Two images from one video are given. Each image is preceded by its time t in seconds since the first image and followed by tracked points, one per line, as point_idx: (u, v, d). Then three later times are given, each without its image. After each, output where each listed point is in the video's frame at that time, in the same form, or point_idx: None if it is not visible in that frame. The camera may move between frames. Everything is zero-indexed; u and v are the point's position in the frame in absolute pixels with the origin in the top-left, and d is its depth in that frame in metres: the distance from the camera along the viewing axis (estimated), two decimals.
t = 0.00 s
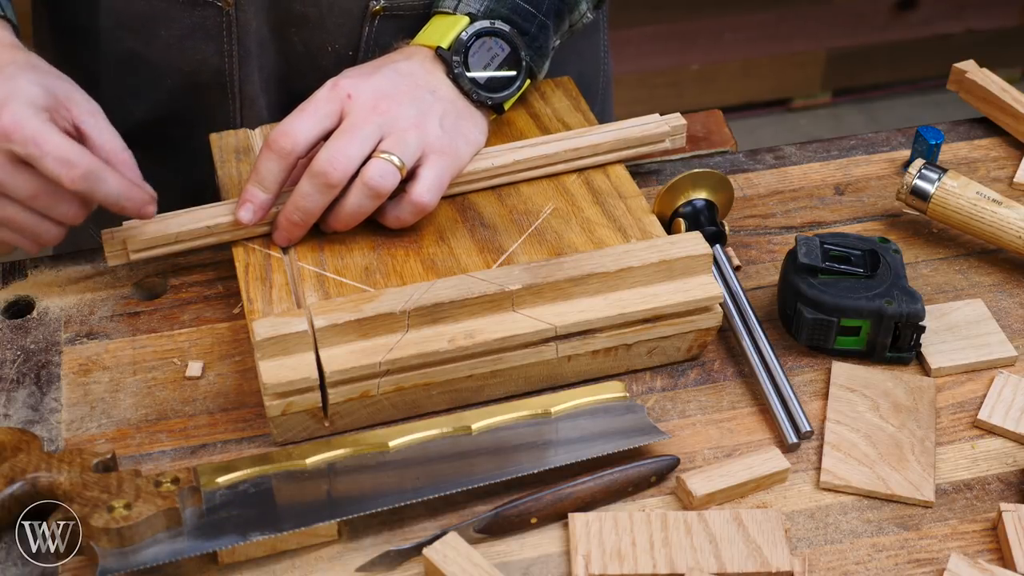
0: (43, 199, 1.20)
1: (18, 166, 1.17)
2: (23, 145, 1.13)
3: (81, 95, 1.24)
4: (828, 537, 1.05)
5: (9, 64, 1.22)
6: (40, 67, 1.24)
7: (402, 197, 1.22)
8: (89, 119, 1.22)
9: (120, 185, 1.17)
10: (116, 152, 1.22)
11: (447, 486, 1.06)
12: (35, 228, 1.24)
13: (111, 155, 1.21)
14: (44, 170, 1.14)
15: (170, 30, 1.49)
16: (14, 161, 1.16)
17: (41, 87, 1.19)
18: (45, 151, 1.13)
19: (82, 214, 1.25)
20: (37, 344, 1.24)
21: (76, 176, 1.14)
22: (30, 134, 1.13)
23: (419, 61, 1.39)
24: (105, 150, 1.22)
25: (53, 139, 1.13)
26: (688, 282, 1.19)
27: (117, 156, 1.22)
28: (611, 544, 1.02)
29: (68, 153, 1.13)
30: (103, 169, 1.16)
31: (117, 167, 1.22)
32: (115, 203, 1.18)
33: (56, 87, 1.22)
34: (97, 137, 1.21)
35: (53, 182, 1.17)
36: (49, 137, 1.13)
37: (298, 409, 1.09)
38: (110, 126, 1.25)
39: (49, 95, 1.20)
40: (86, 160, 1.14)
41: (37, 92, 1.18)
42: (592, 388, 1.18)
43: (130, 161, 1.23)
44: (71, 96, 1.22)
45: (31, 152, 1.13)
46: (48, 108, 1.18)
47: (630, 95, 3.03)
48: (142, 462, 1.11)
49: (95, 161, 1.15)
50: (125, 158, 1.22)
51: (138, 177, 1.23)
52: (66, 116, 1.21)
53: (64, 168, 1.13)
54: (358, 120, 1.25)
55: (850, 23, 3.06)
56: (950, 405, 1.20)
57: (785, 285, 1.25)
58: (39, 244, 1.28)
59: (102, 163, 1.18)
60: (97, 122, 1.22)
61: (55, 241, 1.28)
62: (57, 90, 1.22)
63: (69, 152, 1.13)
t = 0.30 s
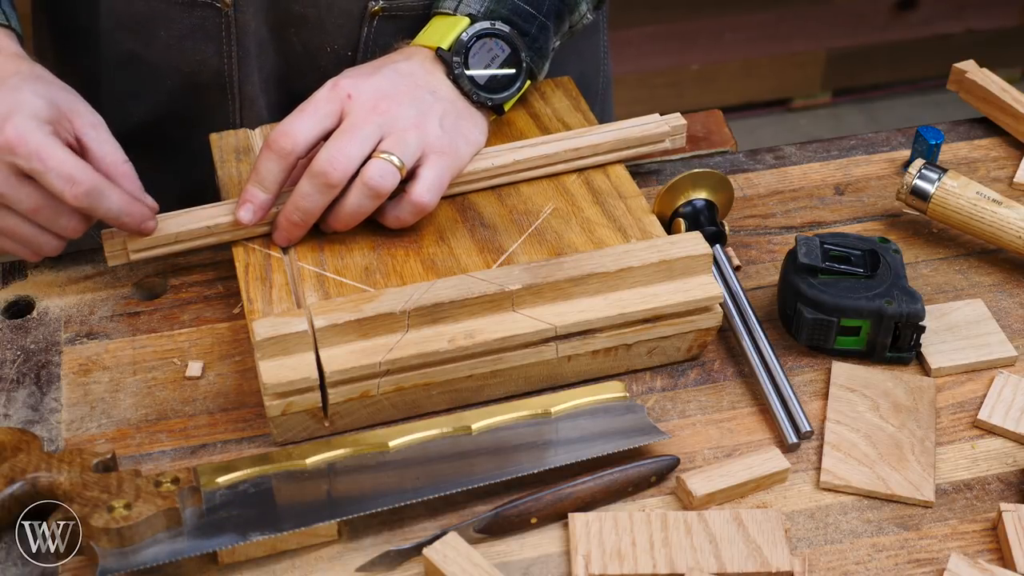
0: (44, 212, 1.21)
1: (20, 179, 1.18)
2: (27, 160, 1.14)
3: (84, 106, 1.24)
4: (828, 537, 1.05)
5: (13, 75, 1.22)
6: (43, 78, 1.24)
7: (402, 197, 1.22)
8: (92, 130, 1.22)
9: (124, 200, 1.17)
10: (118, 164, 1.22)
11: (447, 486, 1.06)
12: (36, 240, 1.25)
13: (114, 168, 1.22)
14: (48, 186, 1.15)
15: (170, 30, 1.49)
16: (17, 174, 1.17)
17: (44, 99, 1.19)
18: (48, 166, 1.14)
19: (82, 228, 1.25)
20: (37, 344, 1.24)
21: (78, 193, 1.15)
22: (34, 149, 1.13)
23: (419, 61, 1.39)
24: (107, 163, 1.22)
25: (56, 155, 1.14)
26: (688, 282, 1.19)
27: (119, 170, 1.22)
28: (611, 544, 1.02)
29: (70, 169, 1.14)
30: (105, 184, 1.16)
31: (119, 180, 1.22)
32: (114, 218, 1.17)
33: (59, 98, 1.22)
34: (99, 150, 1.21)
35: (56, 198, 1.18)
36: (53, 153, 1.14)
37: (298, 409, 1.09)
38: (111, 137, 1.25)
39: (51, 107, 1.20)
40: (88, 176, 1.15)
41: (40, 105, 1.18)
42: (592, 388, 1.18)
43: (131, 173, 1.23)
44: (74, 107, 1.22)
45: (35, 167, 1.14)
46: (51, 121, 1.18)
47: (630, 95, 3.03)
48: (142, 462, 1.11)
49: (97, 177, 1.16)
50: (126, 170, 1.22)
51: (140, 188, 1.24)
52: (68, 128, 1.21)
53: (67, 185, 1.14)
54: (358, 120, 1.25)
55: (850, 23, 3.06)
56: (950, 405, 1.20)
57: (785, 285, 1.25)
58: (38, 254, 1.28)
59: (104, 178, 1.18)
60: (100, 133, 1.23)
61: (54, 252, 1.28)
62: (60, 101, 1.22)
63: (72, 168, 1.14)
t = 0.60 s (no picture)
0: (42, 218, 1.22)
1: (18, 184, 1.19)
2: (22, 166, 1.14)
3: (86, 109, 1.24)
4: (828, 537, 1.05)
5: (14, 79, 1.22)
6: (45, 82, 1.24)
7: (402, 197, 1.22)
8: (91, 134, 1.22)
9: (119, 206, 1.16)
10: (118, 168, 1.22)
11: (447, 486, 1.06)
12: (36, 244, 1.26)
13: (113, 172, 1.21)
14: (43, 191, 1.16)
15: (170, 30, 1.49)
16: (14, 179, 1.18)
17: (44, 104, 1.20)
18: (42, 173, 1.14)
19: (80, 232, 1.25)
20: (37, 344, 1.24)
21: (72, 200, 1.15)
22: (28, 156, 1.14)
23: (419, 61, 1.39)
24: (107, 167, 1.22)
25: (51, 162, 1.14)
26: (687, 282, 1.19)
27: (118, 173, 1.22)
28: (611, 544, 1.02)
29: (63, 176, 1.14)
30: (99, 190, 1.16)
31: (117, 184, 1.22)
32: (108, 224, 1.17)
33: (60, 102, 1.22)
34: (98, 154, 1.21)
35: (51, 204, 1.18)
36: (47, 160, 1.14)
37: (298, 409, 1.09)
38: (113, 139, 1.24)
39: (51, 112, 1.20)
40: (82, 182, 1.15)
41: (39, 110, 1.19)
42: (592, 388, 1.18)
43: (130, 175, 1.23)
44: (74, 111, 1.22)
45: (30, 173, 1.14)
46: (49, 126, 1.18)
47: (630, 95, 3.03)
48: (142, 462, 1.11)
49: (91, 183, 1.15)
50: (125, 173, 1.22)
51: (140, 191, 1.23)
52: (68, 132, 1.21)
53: (61, 192, 1.14)
54: (358, 120, 1.25)
55: (850, 23, 3.06)
56: (950, 405, 1.20)
57: (785, 285, 1.25)
58: (41, 258, 1.29)
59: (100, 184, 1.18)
60: (100, 137, 1.22)
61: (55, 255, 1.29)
62: (60, 105, 1.22)
63: (66, 175, 1.14)
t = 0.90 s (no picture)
0: (39, 209, 1.23)
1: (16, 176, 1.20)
2: (16, 159, 1.16)
3: (87, 99, 1.24)
4: (828, 537, 1.05)
5: (15, 69, 1.23)
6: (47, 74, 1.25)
7: (402, 197, 1.22)
8: (90, 125, 1.22)
9: (110, 200, 1.17)
10: (116, 158, 1.22)
11: (447, 486, 1.06)
12: (35, 234, 1.28)
13: (111, 163, 1.22)
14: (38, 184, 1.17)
15: (170, 30, 1.49)
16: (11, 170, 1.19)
17: (44, 96, 1.21)
18: (35, 167, 1.15)
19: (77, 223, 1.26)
20: (37, 344, 1.24)
21: (63, 195, 1.16)
22: (22, 149, 1.15)
23: (419, 61, 1.39)
24: (105, 157, 1.22)
25: (44, 156, 1.15)
26: (688, 282, 1.19)
27: (115, 163, 1.22)
28: (611, 544, 1.02)
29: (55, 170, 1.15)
30: (91, 185, 1.16)
31: (116, 174, 1.22)
32: (102, 218, 1.17)
33: (60, 93, 1.23)
34: (96, 144, 1.22)
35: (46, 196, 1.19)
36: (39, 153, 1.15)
37: (298, 409, 1.09)
38: (114, 130, 1.24)
39: (50, 103, 1.21)
40: (74, 177, 1.16)
41: (38, 102, 1.20)
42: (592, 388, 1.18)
43: (129, 166, 1.23)
44: (74, 101, 1.23)
45: (24, 166, 1.16)
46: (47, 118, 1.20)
47: (630, 95, 3.03)
48: (142, 462, 1.11)
49: (82, 178, 1.16)
50: (123, 164, 1.22)
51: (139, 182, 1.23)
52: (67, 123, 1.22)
53: (52, 186, 1.16)
54: (358, 120, 1.25)
55: (850, 23, 3.06)
56: (950, 405, 1.20)
57: (785, 285, 1.25)
58: (43, 248, 1.31)
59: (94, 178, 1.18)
60: (99, 128, 1.23)
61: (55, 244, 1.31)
62: (60, 96, 1.22)
63: (58, 170, 1.15)
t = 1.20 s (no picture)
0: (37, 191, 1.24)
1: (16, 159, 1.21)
2: (10, 139, 1.17)
3: (88, 82, 1.25)
4: (828, 537, 1.05)
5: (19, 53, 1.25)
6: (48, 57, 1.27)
7: (402, 197, 1.22)
8: (90, 108, 1.22)
9: (98, 183, 1.20)
10: (117, 141, 1.22)
11: (447, 486, 1.06)
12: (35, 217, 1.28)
13: (111, 145, 1.22)
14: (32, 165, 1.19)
15: (170, 29, 1.49)
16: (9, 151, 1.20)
17: (44, 78, 1.21)
18: (25, 148, 1.17)
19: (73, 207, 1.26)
20: (37, 344, 1.24)
21: (49, 175, 1.17)
22: (14, 129, 1.16)
23: (419, 61, 1.39)
24: (105, 140, 1.22)
25: (36, 138, 1.16)
26: (688, 282, 1.19)
27: (116, 145, 1.22)
28: (611, 544, 1.02)
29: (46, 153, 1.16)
30: (81, 167, 1.19)
31: (116, 157, 1.22)
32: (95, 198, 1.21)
33: (61, 76, 1.23)
34: (96, 126, 1.22)
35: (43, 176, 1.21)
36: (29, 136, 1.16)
37: (298, 409, 1.09)
38: (116, 113, 1.25)
39: (51, 86, 1.22)
40: (64, 159, 1.18)
41: (37, 85, 1.20)
42: (592, 388, 1.18)
43: (132, 149, 1.23)
44: (75, 85, 1.23)
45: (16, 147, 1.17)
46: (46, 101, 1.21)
47: (630, 95, 3.03)
48: (142, 462, 1.11)
49: (71, 160, 1.18)
50: (126, 146, 1.22)
51: (139, 165, 1.23)
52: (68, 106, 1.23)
53: (42, 167, 1.17)
54: (358, 120, 1.25)
55: (851, 23, 3.06)
56: (950, 405, 1.20)
57: (785, 285, 1.25)
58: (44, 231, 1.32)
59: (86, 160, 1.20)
60: (99, 110, 1.23)
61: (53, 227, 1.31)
62: (61, 80, 1.23)
63: (48, 151, 1.17)
